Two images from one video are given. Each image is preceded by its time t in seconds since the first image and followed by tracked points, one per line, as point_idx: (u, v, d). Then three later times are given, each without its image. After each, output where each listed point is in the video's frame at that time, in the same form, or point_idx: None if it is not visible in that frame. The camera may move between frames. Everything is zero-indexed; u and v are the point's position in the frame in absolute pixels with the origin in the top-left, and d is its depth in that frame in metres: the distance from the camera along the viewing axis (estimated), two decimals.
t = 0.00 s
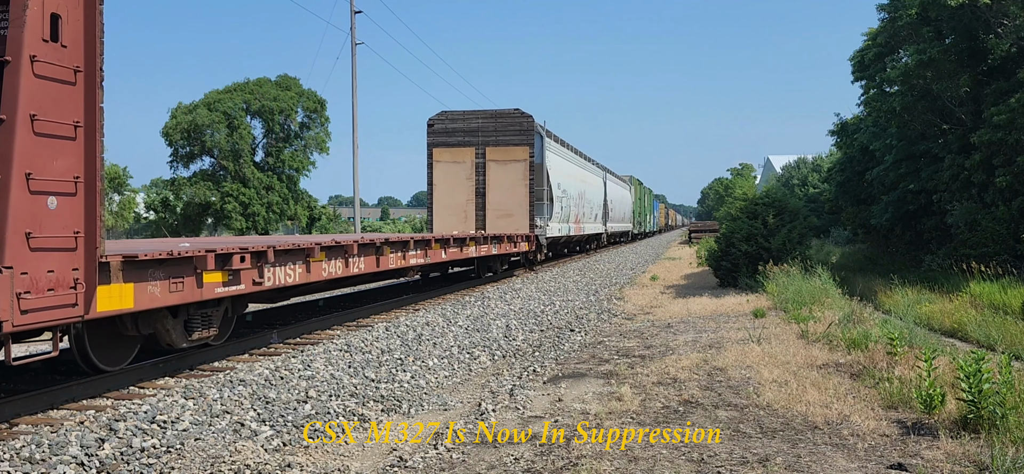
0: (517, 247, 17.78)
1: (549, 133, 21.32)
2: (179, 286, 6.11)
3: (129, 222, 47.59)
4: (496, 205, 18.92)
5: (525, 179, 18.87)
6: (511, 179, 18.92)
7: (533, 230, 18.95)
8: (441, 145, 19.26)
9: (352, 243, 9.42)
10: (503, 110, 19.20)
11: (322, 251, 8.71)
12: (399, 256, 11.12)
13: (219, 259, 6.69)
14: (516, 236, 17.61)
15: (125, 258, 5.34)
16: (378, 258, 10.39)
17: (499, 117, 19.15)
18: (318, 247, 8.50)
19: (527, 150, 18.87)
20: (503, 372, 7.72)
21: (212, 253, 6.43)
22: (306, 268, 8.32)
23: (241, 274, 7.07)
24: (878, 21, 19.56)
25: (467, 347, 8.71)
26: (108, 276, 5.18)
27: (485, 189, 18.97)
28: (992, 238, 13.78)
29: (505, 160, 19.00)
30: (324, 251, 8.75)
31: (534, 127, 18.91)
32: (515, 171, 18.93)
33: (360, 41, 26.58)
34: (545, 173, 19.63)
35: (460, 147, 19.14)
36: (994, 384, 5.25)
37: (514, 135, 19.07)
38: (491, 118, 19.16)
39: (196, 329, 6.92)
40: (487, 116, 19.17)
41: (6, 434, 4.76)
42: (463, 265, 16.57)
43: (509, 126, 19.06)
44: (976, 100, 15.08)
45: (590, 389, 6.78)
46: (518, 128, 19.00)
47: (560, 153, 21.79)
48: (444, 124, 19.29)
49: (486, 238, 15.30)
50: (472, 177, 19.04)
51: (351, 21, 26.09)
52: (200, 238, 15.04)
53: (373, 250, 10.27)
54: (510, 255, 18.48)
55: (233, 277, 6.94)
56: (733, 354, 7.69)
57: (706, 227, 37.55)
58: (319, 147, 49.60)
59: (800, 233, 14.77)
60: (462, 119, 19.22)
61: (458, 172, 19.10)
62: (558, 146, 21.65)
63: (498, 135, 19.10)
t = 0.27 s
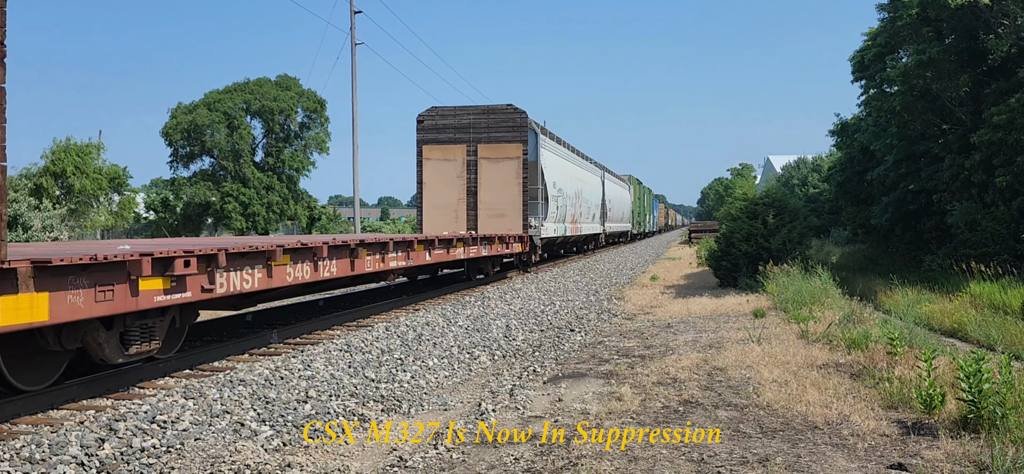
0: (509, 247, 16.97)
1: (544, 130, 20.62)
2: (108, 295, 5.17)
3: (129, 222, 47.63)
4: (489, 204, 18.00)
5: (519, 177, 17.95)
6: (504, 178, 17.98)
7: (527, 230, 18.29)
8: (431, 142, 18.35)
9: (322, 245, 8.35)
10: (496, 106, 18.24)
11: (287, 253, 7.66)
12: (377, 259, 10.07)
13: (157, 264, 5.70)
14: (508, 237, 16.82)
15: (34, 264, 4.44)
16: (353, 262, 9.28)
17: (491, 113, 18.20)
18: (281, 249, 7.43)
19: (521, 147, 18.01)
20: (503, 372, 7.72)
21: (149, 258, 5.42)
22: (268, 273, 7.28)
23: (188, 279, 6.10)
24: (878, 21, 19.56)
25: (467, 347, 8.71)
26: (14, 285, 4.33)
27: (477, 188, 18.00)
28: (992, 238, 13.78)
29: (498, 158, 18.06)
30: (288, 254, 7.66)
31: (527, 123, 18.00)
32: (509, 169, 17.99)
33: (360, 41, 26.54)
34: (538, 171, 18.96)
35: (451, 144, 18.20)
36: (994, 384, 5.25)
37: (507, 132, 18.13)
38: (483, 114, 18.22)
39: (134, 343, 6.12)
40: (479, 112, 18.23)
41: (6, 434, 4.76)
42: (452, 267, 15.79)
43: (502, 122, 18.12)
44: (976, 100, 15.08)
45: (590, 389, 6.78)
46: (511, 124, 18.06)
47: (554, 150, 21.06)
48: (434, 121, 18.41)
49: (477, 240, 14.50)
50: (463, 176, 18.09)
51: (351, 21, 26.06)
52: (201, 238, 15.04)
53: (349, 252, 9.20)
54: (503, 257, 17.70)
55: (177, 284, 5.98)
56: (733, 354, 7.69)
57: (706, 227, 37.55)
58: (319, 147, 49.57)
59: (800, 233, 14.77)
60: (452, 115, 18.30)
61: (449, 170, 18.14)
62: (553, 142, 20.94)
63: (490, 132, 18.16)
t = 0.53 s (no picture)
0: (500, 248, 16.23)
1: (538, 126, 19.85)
2: (19, 306, 4.57)
3: (129, 222, 47.66)
4: (480, 204, 17.42)
5: (511, 175, 17.32)
6: (496, 176, 17.41)
7: (520, 230, 17.54)
8: (421, 138, 17.85)
9: (287, 247, 7.58)
10: (487, 101, 17.67)
11: (245, 256, 6.94)
12: (352, 261, 9.39)
13: (82, 269, 5.03)
14: (500, 237, 16.08)
15: None
16: (323, 264, 8.59)
17: (482, 107, 17.65)
18: (237, 252, 6.70)
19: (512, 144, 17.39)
20: (503, 372, 7.72)
21: (67, 263, 4.79)
22: (221, 278, 6.58)
23: (121, 286, 5.43)
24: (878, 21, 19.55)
25: (467, 347, 8.71)
26: None
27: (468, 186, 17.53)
28: (992, 238, 13.77)
29: (489, 155, 17.47)
30: (246, 257, 6.93)
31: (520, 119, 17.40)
32: (501, 167, 17.40)
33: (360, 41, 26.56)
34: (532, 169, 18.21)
35: (442, 141, 17.70)
36: (994, 384, 5.25)
37: (499, 128, 17.51)
38: (475, 109, 17.65)
39: (55, 359, 5.41)
40: (470, 108, 17.66)
41: (6, 434, 4.76)
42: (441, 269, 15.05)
43: (493, 117, 17.52)
44: (975, 100, 15.07)
45: (590, 389, 6.78)
46: (504, 120, 17.46)
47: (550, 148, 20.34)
48: (424, 116, 17.87)
49: (466, 241, 13.76)
50: (454, 174, 17.61)
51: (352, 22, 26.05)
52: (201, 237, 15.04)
53: (320, 254, 8.49)
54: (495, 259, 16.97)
55: (107, 292, 5.32)
56: (733, 354, 7.68)
57: (706, 227, 37.54)
58: (319, 147, 49.56)
59: (800, 233, 14.77)
60: (443, 110, 17.76)
61: (439, 168, 17.69)
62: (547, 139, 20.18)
63: (481, 128, 17.57)
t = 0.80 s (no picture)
0: (492, 249, 15.58)
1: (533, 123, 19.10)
2: None
3: (129, 222, 47.67)
4: (471, 203, 16.58)
5: (503, 173, 16.47)
6: (487, 174, 16.52)
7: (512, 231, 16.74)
8: (409, 135, 16.95)
9: (246, 250, 6.85)
10: (479, 96, 16.80)
11: (192, 259, 6.22)
12: (323, 263, 8.70)
13: None
14: (492, 237, 15.41)
15: None
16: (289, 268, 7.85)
17: (474, 103, 16.79)
18: (182, 255, 5.99)
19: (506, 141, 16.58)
20: (503, 372, 7.72)
21: None
22: (165, 284, 5.88)
23: (36, 295, 4.69)
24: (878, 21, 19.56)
25: (467, 347, 8.71)
26: None
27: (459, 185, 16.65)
28: (992, 238, 13.77)
29: (481, 152, 16.59)
30: (194, 261, 6.22)
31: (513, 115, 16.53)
32: (493, 164, 16.49)
33: (360, 41, 26.57)
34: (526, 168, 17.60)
35: (431, 138, 16.81)
36: (994, 384, 5.25)
37: (491, 124, 16.64)
38: (466, 104, 16.79)
39: None
40: (461, 103, 16.80)
41: (6, 434, 4.76)
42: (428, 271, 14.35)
43: (485, 113, 16.67)
44: (976, 100, 15.06)
45: (590, 389, 6.78)
46: (496, 115, 16.59)
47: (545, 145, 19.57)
48: (413, 112, 16.99)
49: (452, 242, 13.09)
50: (444, 172, 16.69)
51: (351, 22, 26.01)
52: (201, 237, 15.05)
53: (284, 257, 7.74)
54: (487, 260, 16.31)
55: (18, 303, 4.56)
56: (733, 354, 7.69)
57: (706, 227, 37.53)
58: (319, 147, 49.54)
59: (800, 233, 14.77)
60: (432, 105, 16.88)
61: (428, 165, 16.75)
62: (543, 136, 19.41)
63: (473, 124, 16.73)
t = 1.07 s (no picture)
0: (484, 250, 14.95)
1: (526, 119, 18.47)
2: None
3: (129, 222, 47.67)
4: (462, 202, 15.52)
5: (496, 171, 15.33)
6: (479, 173, 15.41)
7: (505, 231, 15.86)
8: (397, 131, 15.91)
9: (195, 253, 6.24)
10: (471, 90, 15.71)
11: (129, 263, 5.60)
12: (289, 267, 8.04)
13: None
14: (483, 238, 14.71)
15: None
16: (248, 273, 7.23)
17: (466, 96, 15.71)
18: (115, 259, 5.34)
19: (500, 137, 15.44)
20: (503, 372, 7.72)
21: None
22: (94, 291, 5.26)
23: None
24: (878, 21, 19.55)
25: (467, 347, 8.72)
26: None
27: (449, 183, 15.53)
28: (992, 238, 13.77)
29: (472, 149, 15.50)
30: (130, 265, 5.59)
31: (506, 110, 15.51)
32: (484, 162, 15.36)
33: (360, 41, 26.59)
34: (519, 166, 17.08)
35: (420, 134, 15.75)
36: (994, 385, 5.25)
37: (484, 119, 15.63)
38: (457, 98, 15.73)
39: None
40: (452, 97, 15.73)
41: (6, 434, 4.76)
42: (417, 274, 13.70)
43: (477, 108, 15.61)
44: (976, 99, 15.04)
45: (590, 389, 6.78)
46: (488, 111, 15.59)
47: (540, 143, 18.92)
48: (400, 107, 15.97)
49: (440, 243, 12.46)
50: (433, 170, 15.61)
51: (351, 22, 25.98)
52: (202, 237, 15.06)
53: (243, 260, 7.13)
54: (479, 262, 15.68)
55: None
56: (733, 354, 7.69)
57: (706, 227, 37.53)
58: (319, 147, 49.54)
59: (800, 233, 14.77)
60: (421, 100, 15.85)
61: (417, 162, 15.67)
62: (538, 133, 18.75)
63: (464, 120, 15.67)
